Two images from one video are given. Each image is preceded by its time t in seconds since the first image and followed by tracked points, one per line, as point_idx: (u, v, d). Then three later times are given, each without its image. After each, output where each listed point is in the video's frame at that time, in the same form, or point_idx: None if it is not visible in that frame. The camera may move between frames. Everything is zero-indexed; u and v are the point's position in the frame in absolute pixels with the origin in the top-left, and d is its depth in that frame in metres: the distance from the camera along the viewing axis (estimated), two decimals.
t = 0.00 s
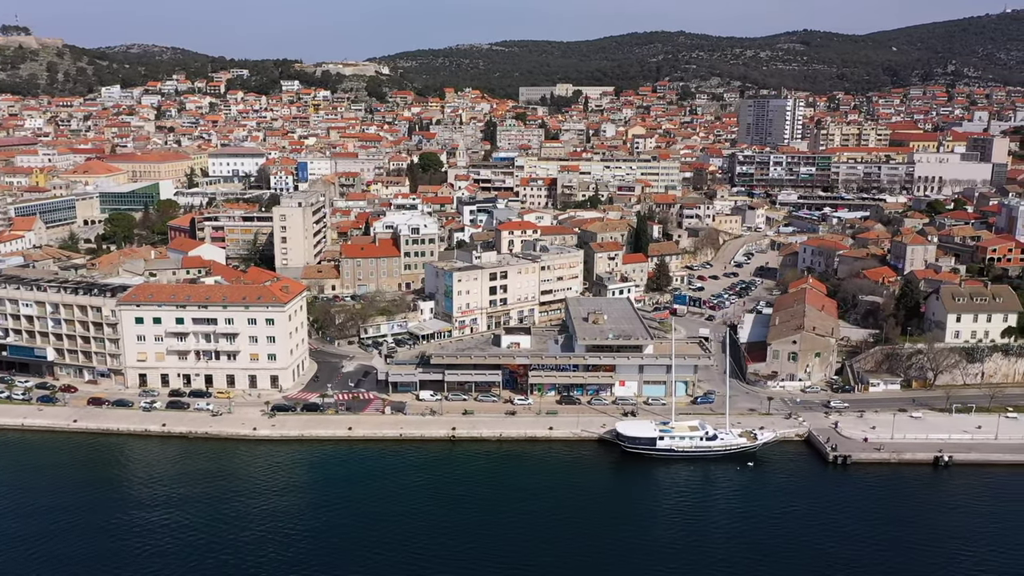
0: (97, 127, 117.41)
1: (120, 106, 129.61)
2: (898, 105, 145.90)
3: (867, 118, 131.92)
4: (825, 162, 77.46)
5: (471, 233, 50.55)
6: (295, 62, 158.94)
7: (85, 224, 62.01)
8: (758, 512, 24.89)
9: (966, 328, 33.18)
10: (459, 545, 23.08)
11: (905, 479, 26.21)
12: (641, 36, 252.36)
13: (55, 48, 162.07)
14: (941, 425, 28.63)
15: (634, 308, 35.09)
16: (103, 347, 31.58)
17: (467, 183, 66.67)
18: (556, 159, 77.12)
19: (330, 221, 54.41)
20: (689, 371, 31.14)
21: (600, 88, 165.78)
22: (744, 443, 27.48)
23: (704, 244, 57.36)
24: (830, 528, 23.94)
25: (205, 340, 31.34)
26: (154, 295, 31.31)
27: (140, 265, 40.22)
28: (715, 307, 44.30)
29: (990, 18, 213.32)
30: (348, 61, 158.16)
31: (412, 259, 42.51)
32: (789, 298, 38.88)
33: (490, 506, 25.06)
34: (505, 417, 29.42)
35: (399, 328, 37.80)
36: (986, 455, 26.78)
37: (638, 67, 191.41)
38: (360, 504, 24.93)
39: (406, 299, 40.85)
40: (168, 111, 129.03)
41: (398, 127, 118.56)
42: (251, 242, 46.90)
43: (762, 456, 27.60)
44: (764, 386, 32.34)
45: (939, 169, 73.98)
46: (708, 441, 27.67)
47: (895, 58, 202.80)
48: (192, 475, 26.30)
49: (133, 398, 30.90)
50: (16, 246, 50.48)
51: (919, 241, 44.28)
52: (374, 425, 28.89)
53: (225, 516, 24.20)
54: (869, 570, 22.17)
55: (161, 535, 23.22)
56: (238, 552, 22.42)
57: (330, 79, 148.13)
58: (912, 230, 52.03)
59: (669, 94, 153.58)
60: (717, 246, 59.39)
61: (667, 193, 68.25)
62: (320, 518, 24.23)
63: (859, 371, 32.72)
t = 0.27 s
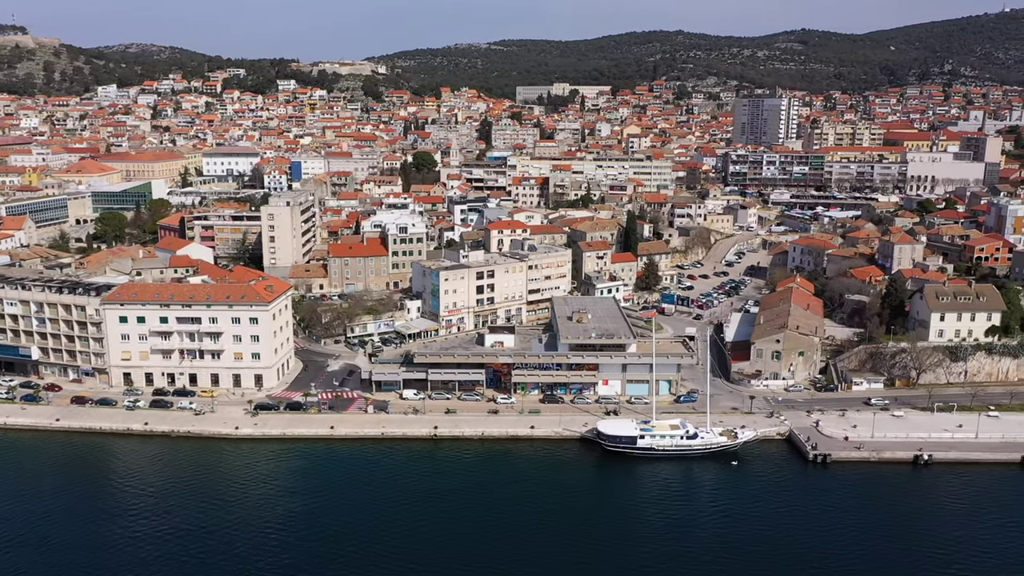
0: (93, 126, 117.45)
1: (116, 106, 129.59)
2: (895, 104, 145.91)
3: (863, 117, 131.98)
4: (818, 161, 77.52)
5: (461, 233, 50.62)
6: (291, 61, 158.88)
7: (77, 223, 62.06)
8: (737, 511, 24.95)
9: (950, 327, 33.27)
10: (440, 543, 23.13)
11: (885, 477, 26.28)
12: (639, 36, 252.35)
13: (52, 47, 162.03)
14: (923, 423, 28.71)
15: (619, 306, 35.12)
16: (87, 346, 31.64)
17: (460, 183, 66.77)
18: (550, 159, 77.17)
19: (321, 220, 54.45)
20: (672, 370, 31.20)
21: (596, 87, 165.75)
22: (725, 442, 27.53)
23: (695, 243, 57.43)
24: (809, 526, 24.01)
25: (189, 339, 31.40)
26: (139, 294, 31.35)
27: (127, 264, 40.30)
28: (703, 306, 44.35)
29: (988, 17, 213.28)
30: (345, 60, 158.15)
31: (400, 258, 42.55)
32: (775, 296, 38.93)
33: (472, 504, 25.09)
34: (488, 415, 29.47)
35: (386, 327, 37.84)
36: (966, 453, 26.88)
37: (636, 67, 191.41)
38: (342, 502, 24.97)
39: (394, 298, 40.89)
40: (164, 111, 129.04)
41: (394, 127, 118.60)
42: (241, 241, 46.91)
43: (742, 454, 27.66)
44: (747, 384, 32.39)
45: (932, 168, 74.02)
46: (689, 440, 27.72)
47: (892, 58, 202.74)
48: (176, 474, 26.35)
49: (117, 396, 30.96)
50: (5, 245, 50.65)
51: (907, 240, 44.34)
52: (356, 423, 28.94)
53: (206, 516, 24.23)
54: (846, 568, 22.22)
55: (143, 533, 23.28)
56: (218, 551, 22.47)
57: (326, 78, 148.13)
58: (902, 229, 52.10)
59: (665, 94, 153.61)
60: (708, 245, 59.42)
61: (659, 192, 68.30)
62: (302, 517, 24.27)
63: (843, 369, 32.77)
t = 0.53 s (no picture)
0: (89, 125, 117.56)
1: (112, 105, 129.66)
2: (891, 103, 145.98)
3: (859, 117, 132.01)
4: (811, 160, 77.59)
5: (451, 231, 50.69)
6: (288, 60, 158.90)
7: (69, 222, 62.13)
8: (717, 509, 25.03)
9: (934, 326, 33.34)
10: (421, 541, 23.16)
11: (865, 475, 26.36)
12: (637, 35, 252.39)
13: (49, 46, 162.05)
14: (904, 422, 28.78)
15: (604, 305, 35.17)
16: (71, 344, 31.69)
17: (452, 182, 66.87)
18: (543, 158, 77.25)
19: (312, 219, 54.55)
20: (655, 368, 31.25)
21: (593, 86, 165.81)
22: (706, 440, 27.59)
23: (686, 242, 57.50)
24: (787, 525, 24.07)
25: (173, 338, 31.46)
26: (123, 292, 31.40)
27: (115, 263, 40.37)
28: (691, 304, 44.40)
29: (986, 16, 213.19)
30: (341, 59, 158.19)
31: (388, 257, 42.59)
32: (761, 295, 38.98)
33: (454, 502, 25.12)
34: (470, 414, 29.53)
35: (373, 326, 37.90)
36: (945, 452, 26.96)
37: (633, 66, 191.51)
38: (325, 500, 25.01)
39: (382, 297, 40.95)
40: (160, 110, 129.10)
41: (389, 126, 118.68)
42: (230, 240, 46.93)
43: (723, 452, 27.72)
44: (731, 383, 32.46)
45: (925, 167, 74.09)
46: (669, 438, 27.79)
47: (890, 57, 202.80)
48: (159, 472, 26.37)
49: (101, 394, 31.03)
50: None
51: (895, 239, 44.41)
52: (339, 422, 28.99)
53: (189, 513, 24.29)
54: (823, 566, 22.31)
55: (125, 531, 23.31)
56: (200, 549, 22.50)
57: (322, 78, 148.21)
58: (892, 228, 52.19)
59: (662, 93, 153.66)
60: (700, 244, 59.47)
61: (652, 191, 68.37)
62: (284, 515, 24.30)
63: (827, 368, 32.83)
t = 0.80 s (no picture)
0: (84, 125, 117.58)
1: (108, 105, 129.72)
2: (888, 103, 146.00)
3: (855, 117, 132.07)
4: (804, 160, 77.66)
5: (441, 231, 50.74)
6: (285, 60, 158.90)
7: (61, 222, 62.14)
8: (697, 508, 25.07)
9: (918, 326, 33.41)
10: (403, 541, 23.18)
11: (844, 475, 26.40)
12: (635, 35, 252.37)
13: (46, 46, 162.02)
14: (885, 422, 28.86)
15: (590, 305, 35.18)
16: (56, 344, 31.73)
17: (445, 182, 66.96)
18: (536, 158, 77.29)
19: (302, 219, 54.61)
20: (639, 368, 31.28)
21: (590, 86, 165.83)
22: (686, 440, 27.64)
23: (677, 242, 57.56)
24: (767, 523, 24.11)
25: (158, 337, 31.51)
26: (107, 292, 31.44)
27: (102, 262, 40.43)
28: (679, 304, 44.45)
29: (985, 16, 213.06)
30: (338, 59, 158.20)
31: (376, 256, 42.59)
32: (747, 295, 38.99)
33: (437, 501, 25.14)
34: (453, 413, 29.56)
35: (359, 326, 37.97)
36: (925, 451, 27.06)
37: (630, 66, 191.56)
38: (308, 499, 25.01)
39: (369, 296, 41.00)
40: (156, 110, 129.10)
41: (385, 126, 118.68)
42: (219, 240, 46.94)
43: (704, 452, 27.76)
44: (714, 382, 32.51)
45: (918, 167, 74.15)
46: (650, 437, 27.85)
47: (887, 57, 202.83)
48: (144, 472, 26.41)
49: (85, 394, 31.07)
50: None
51: (883, 238, 44.49)
52: (321, 421, 29.03)
53: (173, 512, 24.31)
54: (800, 565, 22.36)
55: (107, 531, 23.34)
56: (182, 548, 22.54)
57: (319, 77, 148.24)
58: (882, 227, 52.26)
59: (658, 93, 153.73)
60: (691, 244, 59.52)
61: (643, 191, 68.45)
62: (267, 514, 24.33)
63: (810, 368, 32.86)
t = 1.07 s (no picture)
0: (80, 125, 117.58)
1: (104, 105, 129.72)
2: (884, 103, 145.94)
3: (851, 117, 132.07)
4: (797, 160, 77.66)
5: (430, 231, 50.76)
6: (281, 60, 158.95)
7: (53, 222, 62.15)
8: (676, 508, 25.10)
9: (901, 326, 33.46)
10: (383, 540, 23.19)
11: (823, 474, 26.44)
12: (634, 35, 252.29)
13: (42, 46, 162.03)
14: (866, 421, 28.93)
15: (574, 305, 35.23)
16: (40, 344, 31.76)
17: (437, 183, 66.98)
18: (528, 158, 77.27)
19: (293, 219, 54.63)
20: (621, 368, 31.34)
21: (586, 86, 165.80)
22: (666, 439, 27.68)
23: (668, 242, 57.61)
24: (745, 523, 24.15)
25: (141, 337, 31.57)
26: (91, 291, 31.48)
27: (89, 262, 40.46)
28: (667, 304, 44.49)
29: (983, 16, 212.90)
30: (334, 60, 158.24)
31: (364, 256, 42.61)
32: (733, 295, 39.03)
33: (419, 501, 25.14)
34: (435, 413, 29.62)
35: (345, 326, 38.01)
36: (904, 450, 27.12)
37: (627, 66, 191.53)
38: (289, 498, 25.02)
39: (356, 296, 41.04)
40: (152, 110, 129.10)
41: (380, 126, 118.64)
42: (208, 240, 46.97)
43: (684, 452, 27.82)
44: (697, 382, 32.56)
45: (910, 168, 74.15)
46: (630, 437, 27.91)
47: (884, 57, 202.74)
48: (127, 471, 26.43)
49: (68, 394, 31.10)
50: None
51: (870, 238, 44.53)
52: (302, 421, 29.08)
53: (154, 510, 24.33)
54: (777, 564, 22.38)
55: (91, 527, 23.35)
56: (166, 545, 22.57)
57: (315, 78, 148.25)
58: (871, 227, 52.26)
59: (654, 93, 153.74)
60: (682, 244, 59.56)
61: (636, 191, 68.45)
62: (248, 513, 24.33)
63: (794, 368, 32.91)
